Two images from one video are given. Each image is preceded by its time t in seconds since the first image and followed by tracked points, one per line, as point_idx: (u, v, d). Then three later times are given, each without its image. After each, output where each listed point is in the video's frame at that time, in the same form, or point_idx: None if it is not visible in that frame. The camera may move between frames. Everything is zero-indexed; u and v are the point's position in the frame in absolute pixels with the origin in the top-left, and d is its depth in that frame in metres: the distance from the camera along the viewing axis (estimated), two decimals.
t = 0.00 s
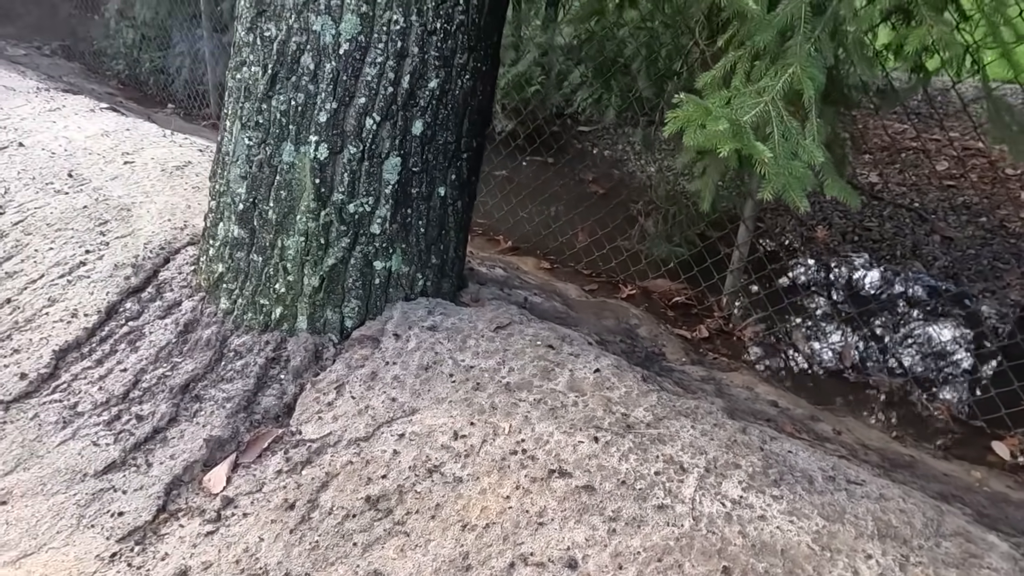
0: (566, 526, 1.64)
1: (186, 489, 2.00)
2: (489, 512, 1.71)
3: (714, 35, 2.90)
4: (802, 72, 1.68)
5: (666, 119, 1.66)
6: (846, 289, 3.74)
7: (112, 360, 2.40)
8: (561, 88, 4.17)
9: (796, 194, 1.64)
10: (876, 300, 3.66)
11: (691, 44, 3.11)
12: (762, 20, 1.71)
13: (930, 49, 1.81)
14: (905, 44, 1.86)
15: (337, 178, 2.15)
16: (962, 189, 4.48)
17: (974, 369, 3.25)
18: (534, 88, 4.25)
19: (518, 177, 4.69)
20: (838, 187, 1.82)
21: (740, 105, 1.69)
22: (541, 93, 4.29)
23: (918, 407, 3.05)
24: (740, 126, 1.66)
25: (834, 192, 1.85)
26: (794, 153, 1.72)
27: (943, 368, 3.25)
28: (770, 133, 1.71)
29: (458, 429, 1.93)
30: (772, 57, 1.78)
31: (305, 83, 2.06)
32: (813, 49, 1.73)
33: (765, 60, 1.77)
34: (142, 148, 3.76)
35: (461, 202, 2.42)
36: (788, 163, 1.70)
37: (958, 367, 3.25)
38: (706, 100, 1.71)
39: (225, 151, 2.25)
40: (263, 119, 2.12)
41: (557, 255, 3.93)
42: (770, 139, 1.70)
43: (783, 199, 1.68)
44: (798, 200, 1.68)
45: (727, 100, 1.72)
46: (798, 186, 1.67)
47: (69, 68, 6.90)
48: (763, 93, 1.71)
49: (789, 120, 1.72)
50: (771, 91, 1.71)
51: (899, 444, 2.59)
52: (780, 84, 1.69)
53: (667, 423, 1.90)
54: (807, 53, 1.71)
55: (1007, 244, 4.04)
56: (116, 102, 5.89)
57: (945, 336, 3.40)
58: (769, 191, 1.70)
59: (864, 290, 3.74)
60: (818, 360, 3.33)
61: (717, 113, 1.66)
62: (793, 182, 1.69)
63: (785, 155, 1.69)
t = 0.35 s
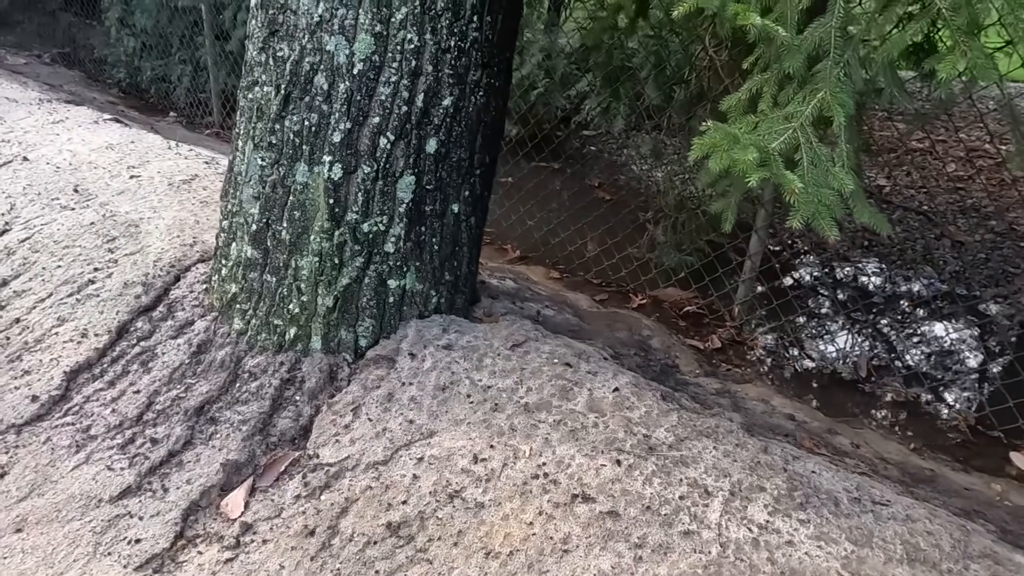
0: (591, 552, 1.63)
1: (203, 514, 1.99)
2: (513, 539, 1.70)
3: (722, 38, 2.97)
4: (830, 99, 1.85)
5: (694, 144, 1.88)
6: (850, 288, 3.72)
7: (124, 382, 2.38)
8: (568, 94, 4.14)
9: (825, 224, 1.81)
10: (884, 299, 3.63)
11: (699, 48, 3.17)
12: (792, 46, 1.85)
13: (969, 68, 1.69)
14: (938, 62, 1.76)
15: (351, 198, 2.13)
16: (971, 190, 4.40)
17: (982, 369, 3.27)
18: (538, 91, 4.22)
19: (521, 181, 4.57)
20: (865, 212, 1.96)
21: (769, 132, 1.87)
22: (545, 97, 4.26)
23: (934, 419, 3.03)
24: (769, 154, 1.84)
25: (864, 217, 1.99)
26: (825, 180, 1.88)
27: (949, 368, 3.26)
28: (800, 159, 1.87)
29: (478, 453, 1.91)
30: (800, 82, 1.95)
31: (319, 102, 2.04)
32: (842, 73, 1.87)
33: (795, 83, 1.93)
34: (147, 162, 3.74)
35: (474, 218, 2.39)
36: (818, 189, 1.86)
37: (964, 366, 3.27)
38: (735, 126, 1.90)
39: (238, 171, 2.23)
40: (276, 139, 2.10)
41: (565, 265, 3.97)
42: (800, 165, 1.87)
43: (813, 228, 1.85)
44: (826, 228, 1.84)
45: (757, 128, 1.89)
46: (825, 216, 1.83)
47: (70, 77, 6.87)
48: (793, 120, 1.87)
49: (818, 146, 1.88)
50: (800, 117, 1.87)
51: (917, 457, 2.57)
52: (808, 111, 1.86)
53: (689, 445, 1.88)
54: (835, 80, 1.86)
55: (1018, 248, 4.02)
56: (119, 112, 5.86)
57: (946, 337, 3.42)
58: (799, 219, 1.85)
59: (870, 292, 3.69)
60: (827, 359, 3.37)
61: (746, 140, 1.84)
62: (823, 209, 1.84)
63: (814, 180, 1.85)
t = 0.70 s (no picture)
0: (597, 559, 1.66)
1: (211, 521, 2.01)
2: (519, 545, 1.72)
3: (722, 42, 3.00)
4: (835, 114, 1.88)
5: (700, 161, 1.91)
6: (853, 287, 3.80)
7: (131, 389, 2.39)
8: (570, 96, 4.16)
9: (832, 240, 1.85)
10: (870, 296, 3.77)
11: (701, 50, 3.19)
12: (797, 61, 1.88)
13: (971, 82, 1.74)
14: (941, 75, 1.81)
15: (355, 205, 2.14)
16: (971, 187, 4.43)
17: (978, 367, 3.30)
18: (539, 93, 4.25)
19: (523, 185, 4.63)
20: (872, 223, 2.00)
21: (776, 148, 1.90)
22: (546, 99, 4.31)
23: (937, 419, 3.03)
24: (775, 169, 1.88)
25: (871, 229, 2.01)
26: (831, 193, 1.90)
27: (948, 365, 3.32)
28: (807, 173, 1.91)
29: (484, 459, 1.92)
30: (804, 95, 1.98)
31: (322, 111, 2.05)
32: (847, 86, 1.89)
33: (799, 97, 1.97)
34: (151, 167, 3.75)
35: (478, 224, 2.40)
36: (825, 203, 1.89)
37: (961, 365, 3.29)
38: (741, 141, 1.93)
39: (242, 179, 2.24)
40: (280, 148, 2.11)
41: (567, 266, 3.96)
42: (806, 179, 1.91)
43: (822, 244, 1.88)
44: (834, 243, 1.88)
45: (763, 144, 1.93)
46: (832, 231, 1.87)
47: (72, 80, 6.88)
48: (798, 135, 1.91)
49: (823, 159, 1.92)
50: (805, 131, 1.91)
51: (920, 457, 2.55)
52: (813, 126, 1.89)
53: (693, 450, 1.90)
54: (840, 94, 1.88)
55: (1018, 247, 4.08)
56: (121, 116, 5.87)
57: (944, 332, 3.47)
58: (806, 234, 1.91)
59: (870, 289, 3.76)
60: (834, 358, 3.26)
61: (752, 157, 1.87)
62: (830, 223, 1.88)
63: (821, 194, 1.88)
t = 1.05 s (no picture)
0: (604, 567, 1.64)
1: (213, 528, 1.99)
2: (525, 552, 1.70)
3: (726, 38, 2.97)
4: (843, 110, 1.85)
5: (705, 157, 1.90)
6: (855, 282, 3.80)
7: (132, 395, 2.37)
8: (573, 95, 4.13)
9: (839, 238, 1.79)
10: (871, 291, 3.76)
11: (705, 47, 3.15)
12: (803, 57, 1.86)
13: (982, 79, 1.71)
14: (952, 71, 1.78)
15: (357, 208, 2.11)
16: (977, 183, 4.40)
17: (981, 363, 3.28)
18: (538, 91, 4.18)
19: (526, 184, 4.61)
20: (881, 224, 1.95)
21: (782, 144, 1.88)
22: (545, 96, 4.26)
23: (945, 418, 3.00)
24: (781, 168, 1.86)
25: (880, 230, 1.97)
26: (838, 191, 1.87)
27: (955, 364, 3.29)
28: (814, 170, 1.88)
29: (489, 464, 1.90)
30: (813, 92, 1.94)
31: (322, 113, 2.02)
32: (856, 82, 1.86)
33: (806, 93, 1.94)
34: (151, 169, 3.73)
35: (480, 225, 2.37)
36: (832, 200, 1.85)
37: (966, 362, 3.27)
38: (746, 138, 1.91)
39: (242, 182, 2.22)
40: (280, 150, 2.09)
41: (570, 266, 3.93)
42: (813, 178, 1.88)
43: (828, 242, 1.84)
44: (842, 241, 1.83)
45: (770, 141, 1.91)
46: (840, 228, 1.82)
47: (72, 82, 6.87)
48: (805, 132, 1.88)
49: (831, 157, 1.89)
50: (812, 129, 1.89)
51: (928, 457, 2.50)
52: (821, 122, 1.87)
53: (701, 454, 1.87)
54: (848, 90, 1.86)
55: None
56: (121, 118, 5.85)
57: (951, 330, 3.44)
58: (813, 233, 1.87)
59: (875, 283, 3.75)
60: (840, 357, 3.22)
61: (758, 154, 1.86)
62: (837, 222, 1.84)
63: (828, 193, 1.85)
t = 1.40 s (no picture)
0: None
1: (216, 537, 1.96)
2: (533, 563, 1.67)
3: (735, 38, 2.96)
4: (861, 116, 1.81)
5: (721, 167, 1.88)
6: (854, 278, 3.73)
7: (134, 401, 2.35)
8: (574, 92, 4.04)
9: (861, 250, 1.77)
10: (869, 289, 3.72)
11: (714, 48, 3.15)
12: (821, 61, 1.81)
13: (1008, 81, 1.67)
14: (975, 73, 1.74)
15: (361, 212, 2.08)
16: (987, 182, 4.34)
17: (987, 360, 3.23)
18: (543, 91, 4.12)
19: (530, 186, 4.58)
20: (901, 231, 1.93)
21: (799, 152, 1.85)
22: (551, 96, 4.16)
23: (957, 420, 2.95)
24: (798, 176, 1.84)
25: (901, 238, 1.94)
26: (857, 200, 1.84)
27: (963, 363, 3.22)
28: (832, 178, 1.86)
29: (495, 472, 1.87)
30: (829, 95, 1.90)
31: (326, 116, 1.99)
32: (874, 86, 1.83)
33: (823, 98, 1.90)
34: (152, 172, 3.70)
35: (485, 228, 2.34)
36: (852, 209, 1.83)
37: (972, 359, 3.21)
38: (762, 145, 1.88)
39: (244, 186, 2.19)
40: (283, 153, 2.06)
41: (576, 268, 3.90)
42: (832, 185, 1.85)
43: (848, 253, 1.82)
44: (862, 252, 1.81)
45: (786, 148, 1.88)
46: (859, 239, 1.80)
47: (75, 84, 6.86)
48: (823, 139, 1.86)
49: (849, 164, 1.86)
50: (830, 135, 1.85)
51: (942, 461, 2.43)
52: (839, 129, 1.84)
53: (711, 462, 1.84)
54: (866, 95, 1.82)
55: None
56: (124, 120, 5.84)
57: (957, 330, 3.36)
58: (832, 243, 1.85)
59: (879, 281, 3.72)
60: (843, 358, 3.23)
61: (775, 163, 1.84)
62: (857, 231, 1.81)
63: (847, 202, 1.83)
